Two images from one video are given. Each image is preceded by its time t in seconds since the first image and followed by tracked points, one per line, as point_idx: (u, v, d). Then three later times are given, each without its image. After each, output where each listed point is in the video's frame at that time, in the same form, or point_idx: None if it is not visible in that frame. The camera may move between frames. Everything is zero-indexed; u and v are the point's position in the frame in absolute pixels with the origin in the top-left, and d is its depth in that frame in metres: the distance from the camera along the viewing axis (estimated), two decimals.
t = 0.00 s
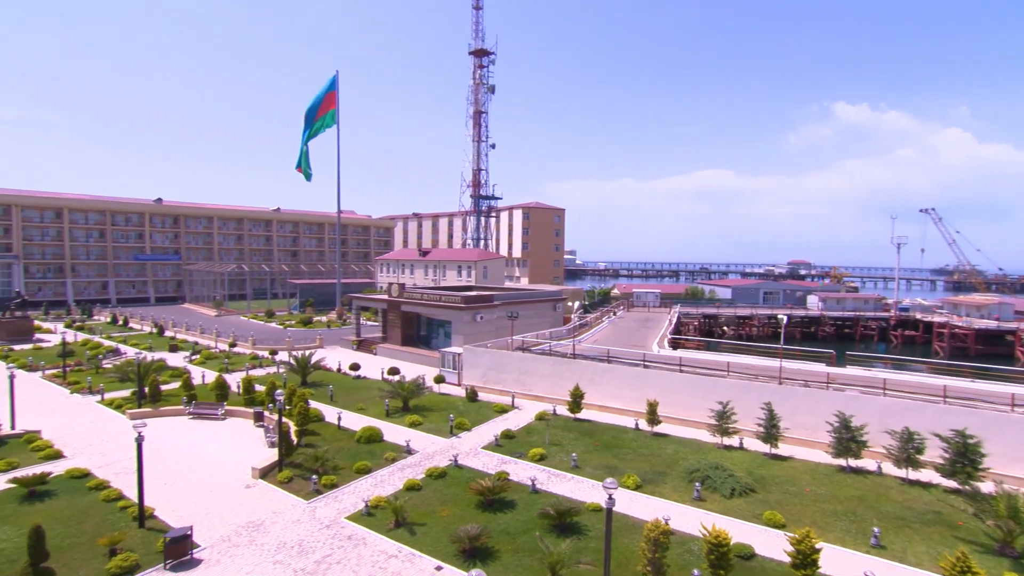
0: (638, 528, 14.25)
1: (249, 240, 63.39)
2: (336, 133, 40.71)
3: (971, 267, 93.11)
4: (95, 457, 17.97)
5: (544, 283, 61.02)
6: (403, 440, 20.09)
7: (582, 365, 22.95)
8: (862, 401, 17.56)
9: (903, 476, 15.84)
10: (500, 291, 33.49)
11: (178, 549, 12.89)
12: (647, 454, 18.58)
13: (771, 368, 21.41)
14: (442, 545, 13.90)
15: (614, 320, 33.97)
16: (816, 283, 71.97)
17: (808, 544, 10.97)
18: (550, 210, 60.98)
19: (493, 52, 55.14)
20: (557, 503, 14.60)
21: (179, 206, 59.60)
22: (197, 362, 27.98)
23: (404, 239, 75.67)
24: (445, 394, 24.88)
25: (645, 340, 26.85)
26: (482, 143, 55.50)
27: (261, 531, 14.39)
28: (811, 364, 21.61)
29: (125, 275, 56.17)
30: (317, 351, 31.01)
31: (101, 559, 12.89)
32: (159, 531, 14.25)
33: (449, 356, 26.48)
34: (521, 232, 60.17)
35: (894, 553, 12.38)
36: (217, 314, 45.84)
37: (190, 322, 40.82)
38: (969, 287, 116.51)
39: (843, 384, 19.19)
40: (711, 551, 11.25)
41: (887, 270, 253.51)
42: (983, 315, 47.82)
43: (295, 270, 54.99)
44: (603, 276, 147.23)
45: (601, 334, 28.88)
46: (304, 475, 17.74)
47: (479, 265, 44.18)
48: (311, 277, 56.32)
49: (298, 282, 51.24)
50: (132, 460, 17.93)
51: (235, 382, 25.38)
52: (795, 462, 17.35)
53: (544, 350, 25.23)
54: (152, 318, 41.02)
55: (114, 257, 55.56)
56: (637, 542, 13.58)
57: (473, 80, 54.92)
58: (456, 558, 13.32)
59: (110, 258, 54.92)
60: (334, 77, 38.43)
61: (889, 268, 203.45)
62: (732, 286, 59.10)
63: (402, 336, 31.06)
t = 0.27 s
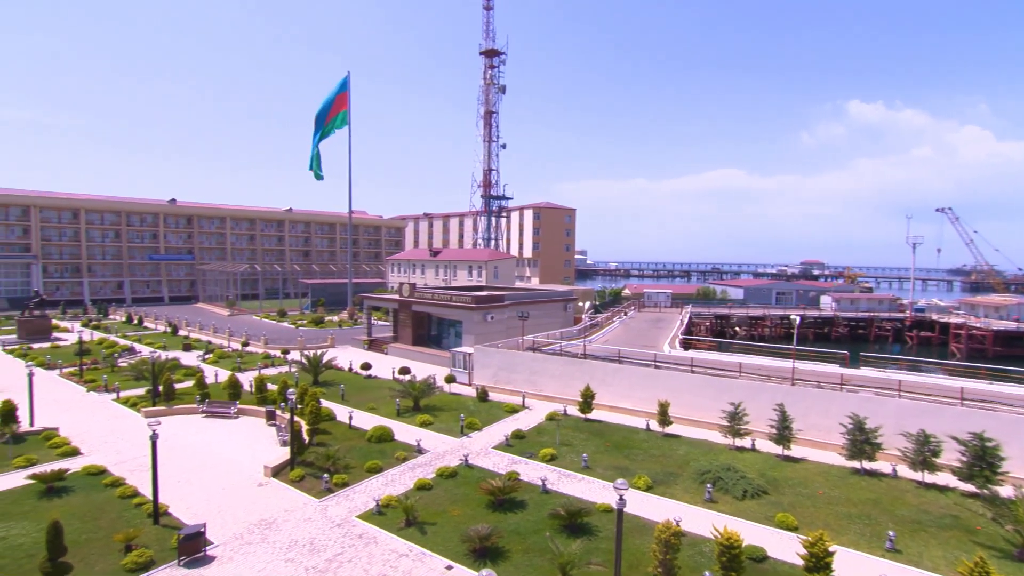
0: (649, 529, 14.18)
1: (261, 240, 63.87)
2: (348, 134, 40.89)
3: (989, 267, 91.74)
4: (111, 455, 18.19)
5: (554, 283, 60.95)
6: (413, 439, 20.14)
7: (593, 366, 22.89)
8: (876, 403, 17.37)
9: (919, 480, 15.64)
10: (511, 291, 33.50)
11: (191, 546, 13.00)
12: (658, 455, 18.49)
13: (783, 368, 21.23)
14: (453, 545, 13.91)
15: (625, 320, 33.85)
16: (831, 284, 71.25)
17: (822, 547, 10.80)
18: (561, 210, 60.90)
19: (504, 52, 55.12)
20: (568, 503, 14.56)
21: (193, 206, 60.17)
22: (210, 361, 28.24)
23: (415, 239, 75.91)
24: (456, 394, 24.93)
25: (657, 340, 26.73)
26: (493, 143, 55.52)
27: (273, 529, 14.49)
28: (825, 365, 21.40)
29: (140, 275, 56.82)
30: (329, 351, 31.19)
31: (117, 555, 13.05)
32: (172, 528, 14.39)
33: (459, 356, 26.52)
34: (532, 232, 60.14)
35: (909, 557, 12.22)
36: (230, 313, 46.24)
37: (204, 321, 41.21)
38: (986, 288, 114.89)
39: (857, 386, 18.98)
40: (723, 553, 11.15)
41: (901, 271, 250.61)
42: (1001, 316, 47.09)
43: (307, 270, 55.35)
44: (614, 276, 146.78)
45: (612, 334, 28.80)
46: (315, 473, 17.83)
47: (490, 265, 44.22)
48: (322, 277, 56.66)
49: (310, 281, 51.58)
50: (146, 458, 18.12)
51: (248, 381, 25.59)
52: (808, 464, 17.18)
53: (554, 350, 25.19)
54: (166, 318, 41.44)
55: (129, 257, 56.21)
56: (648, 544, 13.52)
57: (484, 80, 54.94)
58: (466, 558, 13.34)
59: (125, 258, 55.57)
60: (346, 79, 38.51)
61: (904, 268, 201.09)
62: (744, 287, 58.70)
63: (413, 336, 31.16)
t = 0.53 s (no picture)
0: (661, 530, 14.11)
1: (275, 240, 64.40)
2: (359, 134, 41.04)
3: (1010, 267, 90.21)
4: (128, 452, 18.43)
5: (566, 283, 60.86)
6: (425, 438, 20.20)
7: (605, 366, 22.83)
8: (893, 405, 17.14)
9: (937, 483, 15.42)
10: (523, 291, 33.50)
11: (206, 542, 13.14)
12: (670, 456, 18.39)
13: (798, 369, 21.03)
14: (464, 544, 13.93)
15: (637, 320, 33.72)
16: (847, 284, 70.46)
17: (837, 550, 10.69)
18: (573, 210, 60.80)
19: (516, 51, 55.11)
20: (579, 504, 14.52)
21: (207, 207, 60.79)
22: (224, 359, 28.52)
23: (427, 239, 76.15)
24: (468, 393, 24.97)
25: (669, 341, 26.60)
26: (504, 143, 55.56)
27: (286, 526, 14.60)
28: (840, 366, 21.17)
29: (156, 274, 57.53)
30: (341, 350, 31.37)
31: (134, 550, 13.23)
32: (187, 524, 14.55)
33: (471, 356, 26.57)
34: (543, 232, 60.11)
35: (927, 561, 12.05)
36: (244, 313, 46.67)
37: (218, 320, 41.62)
38: (1006, 288, 113.02)
39: (873, 387, 18.75)
40: (736, 555, 11.06)
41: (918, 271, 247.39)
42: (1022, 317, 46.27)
43: (320, 270, 55.71)
44: (626, 276, 146.27)
45: (624, 334, 28.70)
46: (328, 471, 17.94)
47: (502, 265, 44.26)
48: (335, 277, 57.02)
49: (323, 281, 51.94)
50: (162, 455, 18.33)
51: (261, 380, 25.80)
52: (823, 466, 17.01)
53: (566, 350, 25.15)
54: (181, 317, 41.92)
55: (145, 257, 56.91)
56: (660, 545, 13.45)
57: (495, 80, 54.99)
58: (478, 557, 13.35)
59: (141, 258, 56.26)
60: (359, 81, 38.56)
61: (920, 269, 198.46)
62: (758, 287, 58.24)
63: (425, 335, 31.26)
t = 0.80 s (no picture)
0: (671, 530, 14.05)
1: (287, 240, 64.84)
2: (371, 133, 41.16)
3: None
4: (142, 448, 18.64)
5: (576, 282, 60.77)
6: (436, 437, 20.26)
7: (615, 365, 22.77)
8: (908, 406, 16.94)
9: (952, 485, 15.22)
10: (533, 290, 33.49)
11: (219, 538, 13.26)
12: (681, 456, 18.30)
13: (810, 369, 20.86)
14: (475, 543, 13.95)
15: (647, 319, 33.61)
16: (861, 283, 69.71)
17: (850, 552, 10.58)
18: (584, 209, 60.70)
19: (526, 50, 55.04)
20: (590, 503, 14.49)
21: (220, 206, 61.30)
22: (236, 357, 28.76)
23: (438, 238, 76.36)
24: (478, 392, 25.01)
25: (680, 340, 26.48)
26: (515, 142, 55.53)
27: (298, 523, 14.70)
28: (853, 366, 20.96)
29: (170, 273, 58.13)
30: (352, 349, 31.53)
31: (148, 546, 13.39)
32: (201, 520, 14.69)
33: (481, 355, 26.61)
34: (554, 231, 60.03)
35: (943, 565, 11.89)
36: (256, 311, 47.04)
37: (230, 319, 41.97)
38: None
39: (887, 387, 18.55)
40: (747, 556, 10.98)
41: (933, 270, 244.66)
42: None
43: (331, 269, 56.00)
44: (636, 275, 145.78)
45: (635, 334, 28.61)
46: (339, 469, 18.03)
47: (512, 264, 44.28)
48: (346, 276, 57.32)
49: (334, 280, 52.25)
50: (175, 452, 18.52)
51: (273, 378, 25.98)
52: (836, 467, 16.85)
53: (577, 349, 25.11)
54: (195, 315, 42.32)
55: (159, 256, 57.52)
56: (671, 545, 13.38)
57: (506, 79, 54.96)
58: (488, 556, 13.37)
59: (155, 257, 56.87)
60: (371, 81, 38.68)
61: (935, 268, 195.99)
62: (770, 286, 57.82)
63: (435, 334, 31.35)
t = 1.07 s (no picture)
0: (682, 531, 13.98)
1: (299, 239, 65.27)
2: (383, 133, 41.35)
3: None
4: (157, 445, 18.85)
5: (587, 281, 60.64)
6: (447, 435, 20.30)
7: (626, 365, 22.70)
8: (924, 407, 16.72)
9: (969, 488, 15.00)
10: (544, 289, 33.47)
11: (232, 534, 13.38)
12: (692, 456, 18.21)
13: (824, 369, 20.67)
14: (485, 542, 13.97)
15: (659, 319, 33.48)
16: (876, 283, 68.97)
17: (865, 554, 10.45)
18: (595, 208, 60.56)
19: (537, 49, 54.96)
20: (600, 503, 14.45)
21: (233, 206, 61.83)
22: (249, 356, 29.00)
23: (449, 237, 76.52)
24: (488, 391, 25.03)
25: (692, 340, 26.34)
26: (526, 141, 55.49)
27: (310, 521, 14.80)
28: (868, 367, 20.73)
29: (184, 272, 58.75)
30: (363, 347, 31.69)
31: (163, 541, 13.54)
32: (214, 517, 14.82)
33: (492, 354, 26.64)
34: (565, 230, 59.92)
35: (959, 569, 11.73)
36: (268, 310, 47.41)
37: (243, 318, 42.32)
38: None
39: (902, 388, 18.34)
40: (759, 557, 10.89)
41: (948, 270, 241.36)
42: None
43: (342, 268, 56.28)
44: (647, 274, 145.23)
45: (646, 333, 28.50)
46: (351, 467, 18.13)
47: (523, 263, 44.28)
48: (357, 275, 57.61)
49: (345, 279, 52.53)
50: (189, 449, 18.71)
51: (285, 376, 26.17)
52: (850, 468, 16.67)
53: (588, 348, 25.06)
54: (208, 314, 42.72)
55: (173, 255, 58.14)
56: (682, 545, 13.32)
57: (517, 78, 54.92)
58: (498, 555, 13.38)
59: (169, 256, 57.48)
60: (382, 81, 38.82)
61: (952, 267, 193.30)
62: (783, 285, 57.37)
63: (446, 333, 31.43)
